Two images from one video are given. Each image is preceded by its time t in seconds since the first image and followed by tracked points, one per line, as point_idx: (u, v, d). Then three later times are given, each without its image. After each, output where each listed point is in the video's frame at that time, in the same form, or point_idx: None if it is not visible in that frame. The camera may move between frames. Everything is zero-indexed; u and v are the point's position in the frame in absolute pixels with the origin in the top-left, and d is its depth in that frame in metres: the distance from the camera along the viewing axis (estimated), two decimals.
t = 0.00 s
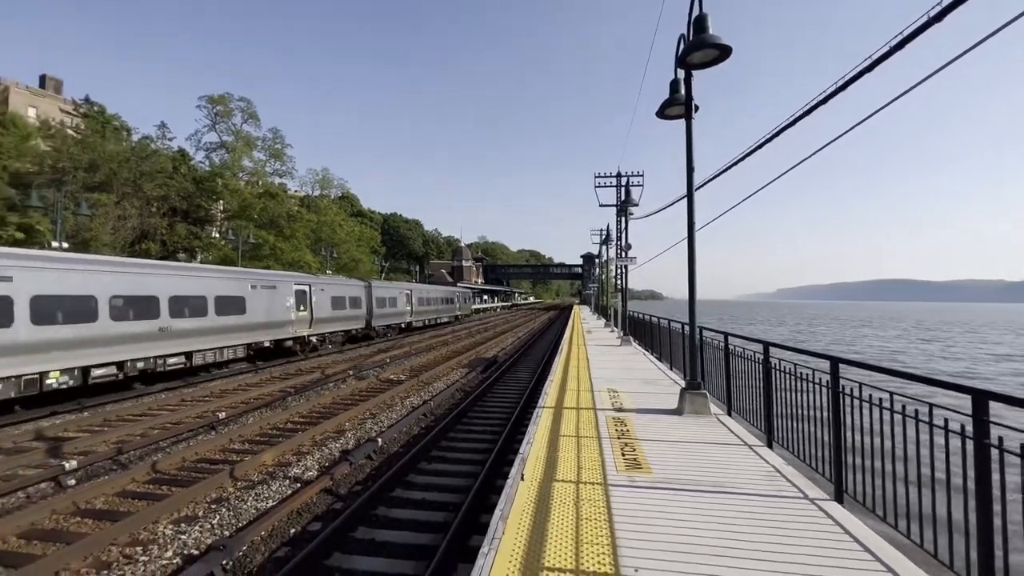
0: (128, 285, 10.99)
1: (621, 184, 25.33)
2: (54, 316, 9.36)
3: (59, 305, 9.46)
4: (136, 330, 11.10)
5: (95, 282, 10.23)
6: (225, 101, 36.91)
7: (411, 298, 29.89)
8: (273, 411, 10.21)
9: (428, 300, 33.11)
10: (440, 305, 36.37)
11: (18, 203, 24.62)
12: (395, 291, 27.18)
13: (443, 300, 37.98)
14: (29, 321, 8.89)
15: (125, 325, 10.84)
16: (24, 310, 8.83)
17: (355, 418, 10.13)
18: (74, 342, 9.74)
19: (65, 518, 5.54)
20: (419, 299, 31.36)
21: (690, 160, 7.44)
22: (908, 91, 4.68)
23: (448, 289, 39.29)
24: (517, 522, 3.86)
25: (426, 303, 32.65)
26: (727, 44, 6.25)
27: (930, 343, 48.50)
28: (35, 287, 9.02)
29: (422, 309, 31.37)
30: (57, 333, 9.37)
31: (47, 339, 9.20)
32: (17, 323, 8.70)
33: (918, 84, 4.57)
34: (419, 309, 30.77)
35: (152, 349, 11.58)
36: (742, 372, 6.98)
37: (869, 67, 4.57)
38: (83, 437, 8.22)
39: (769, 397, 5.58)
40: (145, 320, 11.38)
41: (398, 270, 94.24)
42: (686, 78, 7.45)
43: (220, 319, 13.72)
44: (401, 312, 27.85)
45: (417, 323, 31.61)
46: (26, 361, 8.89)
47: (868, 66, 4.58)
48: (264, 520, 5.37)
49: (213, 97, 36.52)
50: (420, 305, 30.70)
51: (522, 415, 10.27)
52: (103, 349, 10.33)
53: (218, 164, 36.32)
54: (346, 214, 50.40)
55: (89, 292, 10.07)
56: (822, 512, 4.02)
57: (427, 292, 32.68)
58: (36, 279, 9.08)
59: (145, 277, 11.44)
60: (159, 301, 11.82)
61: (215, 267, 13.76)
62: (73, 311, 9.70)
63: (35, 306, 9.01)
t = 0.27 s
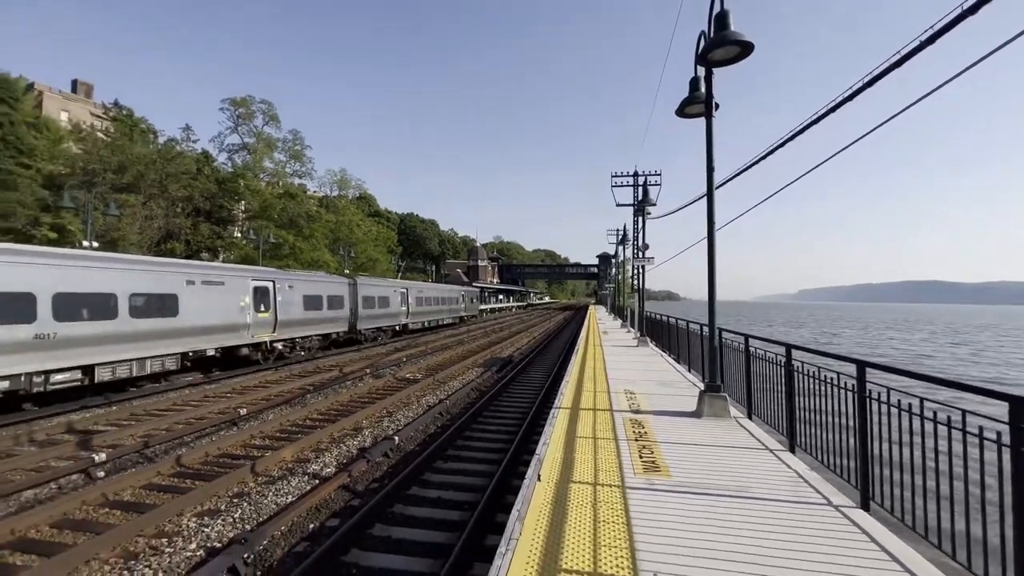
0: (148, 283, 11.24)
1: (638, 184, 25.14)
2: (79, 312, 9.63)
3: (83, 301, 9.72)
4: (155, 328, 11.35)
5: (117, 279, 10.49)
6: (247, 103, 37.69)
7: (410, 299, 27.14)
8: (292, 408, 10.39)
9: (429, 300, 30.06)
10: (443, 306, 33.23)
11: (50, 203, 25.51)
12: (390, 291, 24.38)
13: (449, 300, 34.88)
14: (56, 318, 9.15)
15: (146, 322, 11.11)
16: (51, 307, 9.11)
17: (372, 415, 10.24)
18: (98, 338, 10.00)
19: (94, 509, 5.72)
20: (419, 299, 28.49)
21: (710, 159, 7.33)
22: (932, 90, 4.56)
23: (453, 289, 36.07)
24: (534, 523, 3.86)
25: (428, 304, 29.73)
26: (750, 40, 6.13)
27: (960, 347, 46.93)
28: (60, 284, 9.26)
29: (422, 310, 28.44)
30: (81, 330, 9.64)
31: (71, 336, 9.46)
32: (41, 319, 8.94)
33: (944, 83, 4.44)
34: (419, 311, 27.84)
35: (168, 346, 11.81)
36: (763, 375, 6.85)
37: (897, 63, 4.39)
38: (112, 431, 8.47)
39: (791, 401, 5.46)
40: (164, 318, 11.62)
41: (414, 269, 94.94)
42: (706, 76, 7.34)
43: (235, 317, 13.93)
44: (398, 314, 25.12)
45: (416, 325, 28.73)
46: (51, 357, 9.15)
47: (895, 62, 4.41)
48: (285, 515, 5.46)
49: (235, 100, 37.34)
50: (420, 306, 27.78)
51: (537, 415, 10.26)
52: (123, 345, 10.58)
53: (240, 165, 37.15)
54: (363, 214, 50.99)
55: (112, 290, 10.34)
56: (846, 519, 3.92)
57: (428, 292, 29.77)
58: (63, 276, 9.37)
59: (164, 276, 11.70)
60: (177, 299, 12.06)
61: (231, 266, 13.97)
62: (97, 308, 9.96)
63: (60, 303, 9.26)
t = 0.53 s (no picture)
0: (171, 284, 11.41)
1: (656, 185, 24.91)
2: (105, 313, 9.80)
3: (109, 303, 9.90)
4: (181, 330, 11.63)
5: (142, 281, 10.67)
6: (269, 110, 38.58)
7: (402, 302, 24.29)
8: (312, 410, 10.55)
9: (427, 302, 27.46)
10: (443, 310, 30.15)
11: (83, 209, 26.47)
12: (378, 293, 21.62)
13: (450, 304, 31.77)
14: (82, 318, 9.33)
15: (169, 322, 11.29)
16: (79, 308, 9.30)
17: (390, 418, 10.33)
18: (122, 338, 10.17)
19: (123, 506, 5.89)
20: (413, 303, 25.58)
21: (731, 161, 7.21)
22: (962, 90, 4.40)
23: (455, 292, 32.85)
24: (552, 528, 3.84)
25: (424, 307, 26.80)
26: (772, 39, 6.02)
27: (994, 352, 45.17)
28: (86, 285, 9.43)
29: (416, 315, 25.49)
30: (107, 331, 9.81)
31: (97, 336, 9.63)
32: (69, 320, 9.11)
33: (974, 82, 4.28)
34: (413, 316, 24.97)
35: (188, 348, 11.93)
36: (787, 381, 6.68)
37: (926, 61, 4.24)
38: (140, 430, 8.72)
39: (816, 408, 5.31)
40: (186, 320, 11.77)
41: (431, 273, 95.54)
42: (727, 76, 7.24)
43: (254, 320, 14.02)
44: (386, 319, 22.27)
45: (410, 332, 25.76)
46: (76, 357, 9.32)
47: (924, 60, 4.26)
48: (306, 515, 5.54)
49: (258, 107, 38.24)
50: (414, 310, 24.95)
51: (554, 419, 10.21)
52: (144, 346, 10.68)
53: (263, 170, 38.10)
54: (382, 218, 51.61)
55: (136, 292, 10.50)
56: (875, 530, 3.79)
57: (425, 295, 26.81)
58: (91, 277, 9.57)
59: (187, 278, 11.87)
60: (197, 301, 12.17)
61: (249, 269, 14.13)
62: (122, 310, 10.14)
63: (87, 304, 9.43)
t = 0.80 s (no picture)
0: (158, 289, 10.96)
1: (675, 189, 24.68)
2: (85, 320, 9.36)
3: (91, 309, 9.47)
4: (199, 335, 11.96)
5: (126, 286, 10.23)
6: (291, 119, 39.48)
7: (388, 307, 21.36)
8: (332, 413, 10.68)
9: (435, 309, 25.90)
10: (439, 316, 27.03)
11: (115, 217, 27.45)
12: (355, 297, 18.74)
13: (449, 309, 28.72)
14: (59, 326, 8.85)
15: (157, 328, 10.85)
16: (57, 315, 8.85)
17: (408, 421, 10.40)
18: (104, 346, 9.68)
19: (151, 506, 6.04)
20: (402, 308, 22.62)
21: (752, 163, 7.09)
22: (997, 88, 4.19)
23: (454, 295, 29.74)
24: (574, 535, 3.79)
25: (415, 313, 23.78)
26: (794, 39, 5.91)
27: None
28: (64, 291, 9.00)
29: (405, 322, 22.51)
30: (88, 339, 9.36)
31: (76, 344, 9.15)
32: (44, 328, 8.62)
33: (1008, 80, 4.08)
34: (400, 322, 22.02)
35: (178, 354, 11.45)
36: (812, 388, 6.50)
37: (957, 58, 4.06)
38: (167, 431, 8.95)
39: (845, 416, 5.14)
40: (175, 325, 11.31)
41: (448, 277, 96.16)
42: (747, 78, 7.14)
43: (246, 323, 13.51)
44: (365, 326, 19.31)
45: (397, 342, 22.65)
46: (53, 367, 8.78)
47: (955, 57, 4.07)
48: (326, 517, 5.60)
49: (280, 116, 39.11)
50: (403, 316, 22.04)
51: (572, 424, 10.14)
52: (166, 350, 11.02)
53: (285, 177, 38.99)
54: (400, 223, 52.23)
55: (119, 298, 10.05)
56: (909, 544, 3.66)
57: (416, 300, 23.88)
58: (69, 283, 9.13)
59: (175, 282, 11.40)
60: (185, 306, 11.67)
61: (242, 270, 13.64)
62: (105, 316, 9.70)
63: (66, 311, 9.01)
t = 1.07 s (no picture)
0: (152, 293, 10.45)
1: (693, 192, 24.38)
2: (69, 325, 8.87)
3: (76, 314, 8.99)
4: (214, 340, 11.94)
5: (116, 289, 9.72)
6: (312, 127, 40.32)
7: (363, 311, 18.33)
8: (351, 417, 10.80)
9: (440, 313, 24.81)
10: (430, 322, 23.76)
11: (144, 224, 28.39)
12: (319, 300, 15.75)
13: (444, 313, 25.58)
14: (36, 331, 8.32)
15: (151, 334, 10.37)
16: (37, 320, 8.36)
17: (427, 426, 10.45)
18: (118, 352, 9.68)
19: (178, 506, 6.18)
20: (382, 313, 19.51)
21: (774, 166, 6.96)
22: None
23: (449, 298, 26.58)
24: (595, 544, 3.75)
25: (399, 319, 20.62)
26: (818, 40, 5.81)
27: None
28: (47, 295, 8.52)
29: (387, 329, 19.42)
30: (71, 345, 8.84)
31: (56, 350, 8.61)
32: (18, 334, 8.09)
33: None
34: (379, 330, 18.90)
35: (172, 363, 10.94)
36: (840, 396, 6.31)
37: (988, 57, 3.89)
38: (193, 433, 9.16)
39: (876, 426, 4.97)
40: (168, 331, 10.80)
41: (465, 282, 96.61)
42: (769, 79, 7.03)
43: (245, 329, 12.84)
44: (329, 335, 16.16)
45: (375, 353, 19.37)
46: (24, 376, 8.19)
47: (986, 56, 3.90)
48: (347, 521, 5.65)
49: (302, 125, 39.93)
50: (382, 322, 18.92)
51: (591, 430, 10.05)
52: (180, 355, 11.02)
53: (306, 185, 39.79)
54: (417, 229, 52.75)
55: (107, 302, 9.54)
56: (946, 560, 3.51)
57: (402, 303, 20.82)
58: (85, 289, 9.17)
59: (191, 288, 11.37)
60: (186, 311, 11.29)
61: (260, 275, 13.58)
62: (92, 321, 9.19)
63: (50, 315, 8.56)
